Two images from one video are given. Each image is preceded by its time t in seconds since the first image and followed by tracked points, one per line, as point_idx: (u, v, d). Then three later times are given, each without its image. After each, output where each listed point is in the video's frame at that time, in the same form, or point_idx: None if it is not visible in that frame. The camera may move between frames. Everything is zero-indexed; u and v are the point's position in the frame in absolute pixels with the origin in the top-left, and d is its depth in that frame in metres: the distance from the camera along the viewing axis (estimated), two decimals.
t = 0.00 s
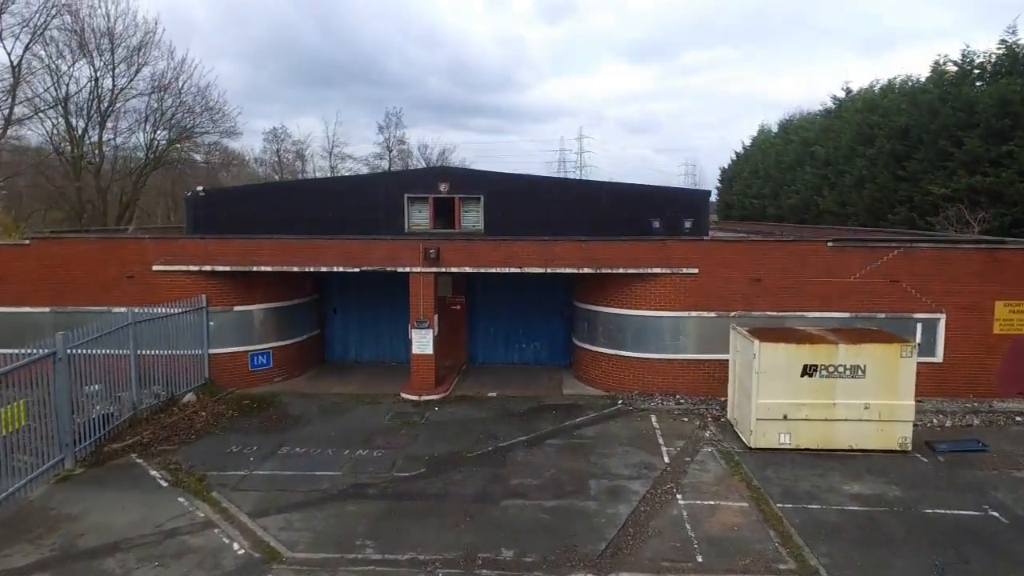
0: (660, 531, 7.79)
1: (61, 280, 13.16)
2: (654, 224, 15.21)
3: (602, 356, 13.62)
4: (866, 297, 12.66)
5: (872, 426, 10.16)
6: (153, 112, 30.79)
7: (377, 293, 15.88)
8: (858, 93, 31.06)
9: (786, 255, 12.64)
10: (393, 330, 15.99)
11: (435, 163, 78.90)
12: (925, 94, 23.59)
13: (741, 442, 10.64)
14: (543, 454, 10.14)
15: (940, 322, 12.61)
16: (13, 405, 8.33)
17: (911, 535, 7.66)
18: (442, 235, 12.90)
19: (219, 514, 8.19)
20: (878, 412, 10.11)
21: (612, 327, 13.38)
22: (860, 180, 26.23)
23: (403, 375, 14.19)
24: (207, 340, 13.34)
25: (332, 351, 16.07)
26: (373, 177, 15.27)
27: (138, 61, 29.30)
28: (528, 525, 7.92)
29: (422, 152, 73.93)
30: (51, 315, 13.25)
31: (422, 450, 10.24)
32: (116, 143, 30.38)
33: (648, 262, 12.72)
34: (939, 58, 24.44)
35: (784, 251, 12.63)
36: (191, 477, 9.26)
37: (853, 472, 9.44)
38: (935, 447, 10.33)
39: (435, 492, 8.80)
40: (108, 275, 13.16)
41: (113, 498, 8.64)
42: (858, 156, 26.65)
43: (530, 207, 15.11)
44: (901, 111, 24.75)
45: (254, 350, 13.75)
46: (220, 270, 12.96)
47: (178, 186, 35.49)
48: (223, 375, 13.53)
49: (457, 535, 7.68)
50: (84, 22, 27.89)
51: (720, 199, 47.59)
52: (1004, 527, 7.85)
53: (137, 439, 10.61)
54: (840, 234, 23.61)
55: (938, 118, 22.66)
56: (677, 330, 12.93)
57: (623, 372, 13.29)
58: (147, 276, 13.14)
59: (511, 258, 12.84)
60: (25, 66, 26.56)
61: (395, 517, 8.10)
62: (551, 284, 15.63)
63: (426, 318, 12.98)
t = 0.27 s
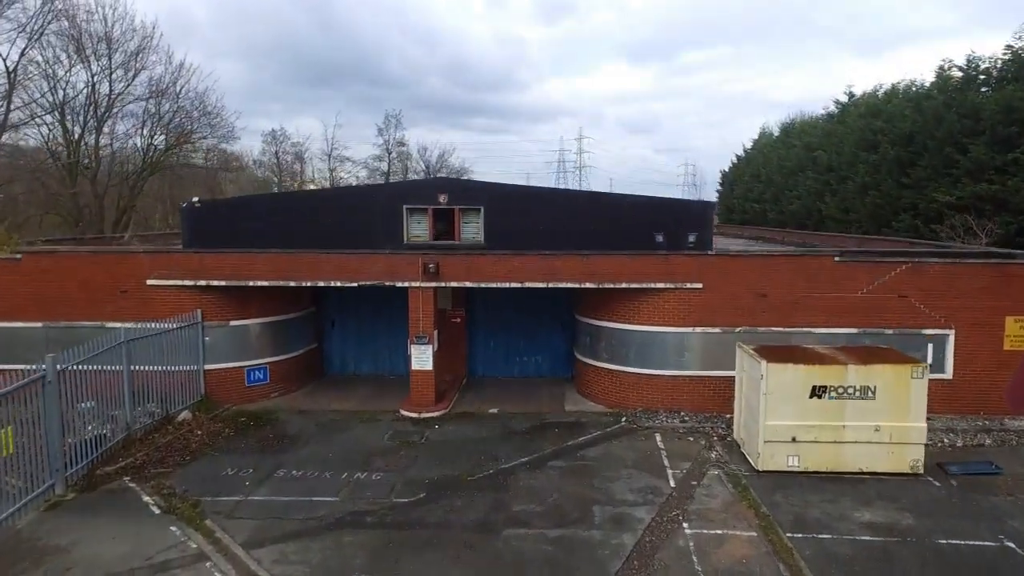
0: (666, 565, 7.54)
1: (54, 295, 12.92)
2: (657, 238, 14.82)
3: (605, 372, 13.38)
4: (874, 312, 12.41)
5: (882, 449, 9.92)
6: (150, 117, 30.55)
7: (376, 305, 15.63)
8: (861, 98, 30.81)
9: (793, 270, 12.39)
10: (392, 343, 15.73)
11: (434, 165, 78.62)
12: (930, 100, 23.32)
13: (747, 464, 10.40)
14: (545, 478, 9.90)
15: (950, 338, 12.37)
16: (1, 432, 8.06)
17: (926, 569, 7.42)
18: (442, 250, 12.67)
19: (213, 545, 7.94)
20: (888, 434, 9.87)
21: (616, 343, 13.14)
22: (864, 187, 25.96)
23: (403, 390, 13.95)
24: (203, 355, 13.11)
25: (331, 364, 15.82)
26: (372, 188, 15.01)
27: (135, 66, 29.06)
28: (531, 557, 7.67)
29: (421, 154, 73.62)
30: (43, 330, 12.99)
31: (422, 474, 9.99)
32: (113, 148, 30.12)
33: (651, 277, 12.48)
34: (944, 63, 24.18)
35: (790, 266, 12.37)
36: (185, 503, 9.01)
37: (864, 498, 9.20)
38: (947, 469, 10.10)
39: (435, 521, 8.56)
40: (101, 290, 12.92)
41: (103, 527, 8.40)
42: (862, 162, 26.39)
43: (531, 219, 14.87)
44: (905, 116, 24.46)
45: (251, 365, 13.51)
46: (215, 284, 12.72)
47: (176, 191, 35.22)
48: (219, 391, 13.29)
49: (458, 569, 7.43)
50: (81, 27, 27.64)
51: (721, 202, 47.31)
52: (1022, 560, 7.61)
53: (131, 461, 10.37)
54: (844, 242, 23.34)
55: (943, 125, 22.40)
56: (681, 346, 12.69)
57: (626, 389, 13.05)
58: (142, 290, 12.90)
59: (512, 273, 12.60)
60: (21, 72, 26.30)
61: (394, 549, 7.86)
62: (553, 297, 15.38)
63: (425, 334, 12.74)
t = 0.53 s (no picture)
0: None
1: (45, 308, 12.69)
2: (661, 249, 14.53)
3: (607, 386, 13.16)
4: (881, 326, 12.17)
5: (891, 469, 9.69)
6: (149, 121, 30.35)
7: (374, 316, 15.40)
8: (864, 102, 30.56)
9: (798, 282, 12.16)
10: (391, 354, 15.47)
11: (435, 166, 78.36)
12: (935, 105, 23.08)
13: (753, 484, 10.17)
14: (546, 499, 9.68)
15: (958, 352, 12.13)
16: None
17: None
18: (440, 261, 12.46)
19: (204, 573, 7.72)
20: (897, 454, 9.64)
21: (618, 356, 12.92)
22: (868, 192, 25.71)
23: (401, 404, 13.72)
24: (198, 369, 12.89)
25: (329, 376, 15.58)
26: (370, 197, 14.80)
27: (132, 70, 28.92)
28: None
29: (421, 156, 73.38)
30: (36, 343, 12.77)
31: (420, 494, 9.78)
32: (110, 152, 29.90)
33: (654, 289, 12.25)
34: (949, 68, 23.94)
35: (796, 279, 12.14)
36: (177, 526, 8.79)
37: (873, 521, 8.97)
38: (957, 489, 9.86)
39: (433, 546, 8.34)
40: (93, 303, 12.69)
41: (92, 553, 8.18)
42: (866, 167, 26.15)
43: (531, 228, 14.65)
44: (910, 122, 24.21)
45: (247, 378, 13.28)
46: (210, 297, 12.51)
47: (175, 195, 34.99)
48: (214, 405, 13.07)
49: None
50: (78, 30, 27.46)
51: (722, 205, 47.04)
52: None
53: (123, 481, 10.15)
54: (848, 249, 23.09)
55: (948, 130, 22.15)
56: (685, 359, 12.47)
57: (629, 403, 12.83)
58: (135, 303, 12.68)
59: (512, 285, 12.39)
60: (18, 75, 26.11)
61: None
62: (554, 308, 15.16)
63: (424, 347, 12.53)
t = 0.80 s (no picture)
0: None
1: (35, 324, 12.41)
2: (665, 264, 14.23)
3: (609, 402, 12.89)
4: (890, 342, 11.89)
5: (903, 494, 9.41)
6: (145, 125, 30.09)
7: (372, 328, 15.10)
8: (867, 106, 30.28)
9: (806, 297, 11.88)
10: (389, 367, 15.17)
11: (434, 168, 78.05)
12: (940, 111, 22.78)
13: (761, 508, 9.90)
14: (549, 525, 9.40)
15: (970, 369, 11.85)
16: None
17: None
18: (440, 276, 12.19)
19: None
20: (910, 479, 9.36)
21: (621, 372, 12.65)
22: (871, 199, 25.40)
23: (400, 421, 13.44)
24: (192, 385, 12.61)
25: (326, 389, 15.28)
26: (368, 208, 14.53)
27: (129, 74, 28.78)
28: None
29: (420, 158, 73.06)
30: (25, 359, 12.47)
31: (419, 520, 9.49)
32: (106, 157, 29.60)
33: (658, 305, 11.98)
34: (954, 73, 23.65)
35: (803, 294, 11.87)
36: (167, 556, 8.51)
37: (887, 550, 8.69)
38: (971, 515, 9.59)
39: None
40: (84, 318, 12.40)
41: None
42: (870, 173, 25.86)
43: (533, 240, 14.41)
44: (915, 128, 23.91)
45: (242, 395, 13.00)
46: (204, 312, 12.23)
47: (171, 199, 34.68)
48: (209, 422, 12.78)
49: None
50: (74, 34, 27.20)
51: (723, 209, 46.71)
52: None
53: (112, 505, 9.86)
54: (852, 257, 22.79)
55: (954, 136, 21.85)
56: (689, 376, 12.19)
57: (632, 420, 12.56)
58: (127, 319, 12.39)
59: (513, 300, 12.12)
60: (14, 79, 25.84)
61: None
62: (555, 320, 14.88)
63: (423, 363, 12.26)
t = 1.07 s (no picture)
0: None
1: (24, 337, 12.13)
2: (669, 276, 13.90)
3: (612, 417, 12.60)
4: (900, 357, 11.60)
5: (916, 517, 9.13)
6: (141, 129, 29.82)
7: (370, 340, 14.80)
8: (871, 109, 29.95)
9: (814, 311, 11.59)
10: (387, 379, 14.87)
11: (434, 170, 77.71)
12: (946, 115, 22.45)
13: (769, 531, 9.60)
14: (551, 549, 9.11)
15: (982, 385, 11.55)
16: None
17: None
18: (438, 288, 11.90)
19: None
20: (923, 502, 9.07)
21: (624, 386, 12.36)
22: (876, 204, 25.09)
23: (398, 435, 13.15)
24: (185, 400, 12.33)
25: (323, 402, 14.98)
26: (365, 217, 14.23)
27: (124, 77, 28.74)
28: None
29: (420, 159, 72.73)
30: (15, 373, 12.20)
31: (417, 543, 9.20)
32: (102, 161, 29.30)
33: (662, 319, 11.70)
34: (959, 77, 23.34)
35: (811, 307, 11.58)
36: None
37: None
38: (986, 538, 9.29)
39: None
40: (74, 332, 12.12)
41: None
42: (874, 178, 25.54)
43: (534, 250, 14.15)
44: (919, 132, 23.59)
45: (236, 409, 12.71)
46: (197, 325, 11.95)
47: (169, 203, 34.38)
48: (202, 437, 12.50)
49: None
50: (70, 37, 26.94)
51: (725, 211, 46.37)
52: None
53: (101, 528, 9.57)
54: (857, 263, 22.47)
55: (960, 140, 21.52)
56: (694, 392, 11.90)
57: (635, 436, 12.27)
58: (118, 332, 12.11)
59: (514, 313, 11.83)
60: (8, 83, 25.58)
61: None
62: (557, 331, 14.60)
63: (421, 378, 11.98)
